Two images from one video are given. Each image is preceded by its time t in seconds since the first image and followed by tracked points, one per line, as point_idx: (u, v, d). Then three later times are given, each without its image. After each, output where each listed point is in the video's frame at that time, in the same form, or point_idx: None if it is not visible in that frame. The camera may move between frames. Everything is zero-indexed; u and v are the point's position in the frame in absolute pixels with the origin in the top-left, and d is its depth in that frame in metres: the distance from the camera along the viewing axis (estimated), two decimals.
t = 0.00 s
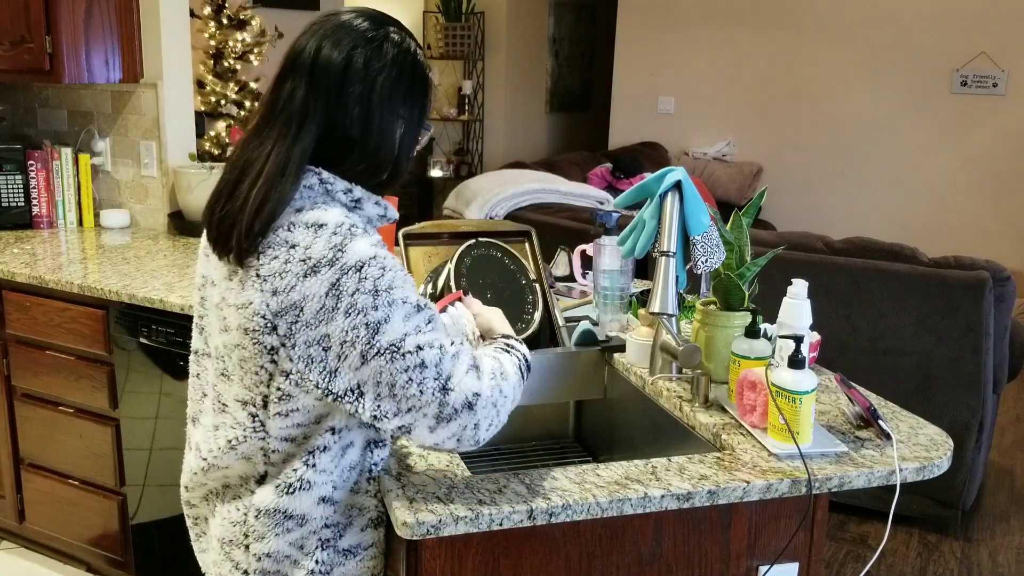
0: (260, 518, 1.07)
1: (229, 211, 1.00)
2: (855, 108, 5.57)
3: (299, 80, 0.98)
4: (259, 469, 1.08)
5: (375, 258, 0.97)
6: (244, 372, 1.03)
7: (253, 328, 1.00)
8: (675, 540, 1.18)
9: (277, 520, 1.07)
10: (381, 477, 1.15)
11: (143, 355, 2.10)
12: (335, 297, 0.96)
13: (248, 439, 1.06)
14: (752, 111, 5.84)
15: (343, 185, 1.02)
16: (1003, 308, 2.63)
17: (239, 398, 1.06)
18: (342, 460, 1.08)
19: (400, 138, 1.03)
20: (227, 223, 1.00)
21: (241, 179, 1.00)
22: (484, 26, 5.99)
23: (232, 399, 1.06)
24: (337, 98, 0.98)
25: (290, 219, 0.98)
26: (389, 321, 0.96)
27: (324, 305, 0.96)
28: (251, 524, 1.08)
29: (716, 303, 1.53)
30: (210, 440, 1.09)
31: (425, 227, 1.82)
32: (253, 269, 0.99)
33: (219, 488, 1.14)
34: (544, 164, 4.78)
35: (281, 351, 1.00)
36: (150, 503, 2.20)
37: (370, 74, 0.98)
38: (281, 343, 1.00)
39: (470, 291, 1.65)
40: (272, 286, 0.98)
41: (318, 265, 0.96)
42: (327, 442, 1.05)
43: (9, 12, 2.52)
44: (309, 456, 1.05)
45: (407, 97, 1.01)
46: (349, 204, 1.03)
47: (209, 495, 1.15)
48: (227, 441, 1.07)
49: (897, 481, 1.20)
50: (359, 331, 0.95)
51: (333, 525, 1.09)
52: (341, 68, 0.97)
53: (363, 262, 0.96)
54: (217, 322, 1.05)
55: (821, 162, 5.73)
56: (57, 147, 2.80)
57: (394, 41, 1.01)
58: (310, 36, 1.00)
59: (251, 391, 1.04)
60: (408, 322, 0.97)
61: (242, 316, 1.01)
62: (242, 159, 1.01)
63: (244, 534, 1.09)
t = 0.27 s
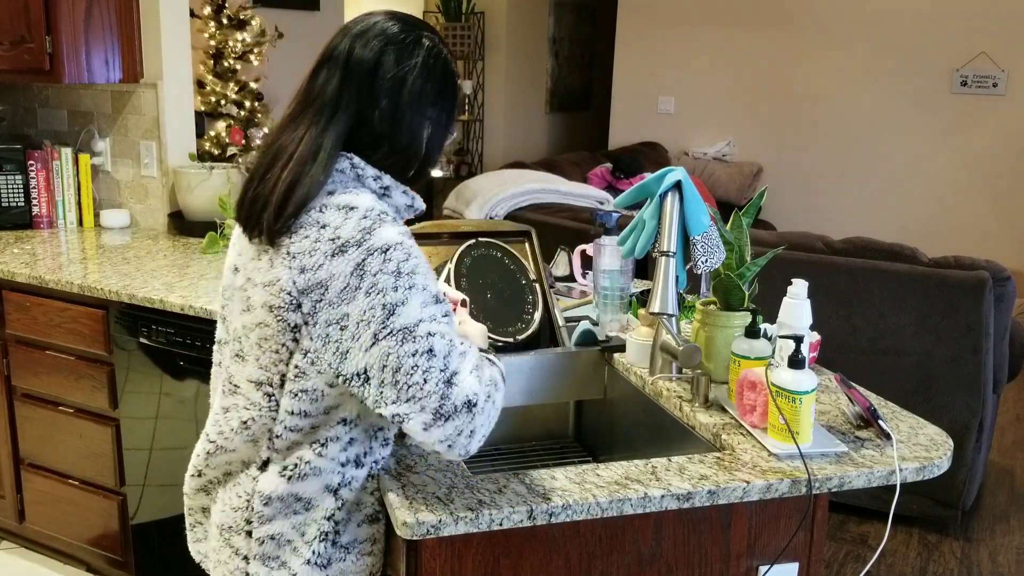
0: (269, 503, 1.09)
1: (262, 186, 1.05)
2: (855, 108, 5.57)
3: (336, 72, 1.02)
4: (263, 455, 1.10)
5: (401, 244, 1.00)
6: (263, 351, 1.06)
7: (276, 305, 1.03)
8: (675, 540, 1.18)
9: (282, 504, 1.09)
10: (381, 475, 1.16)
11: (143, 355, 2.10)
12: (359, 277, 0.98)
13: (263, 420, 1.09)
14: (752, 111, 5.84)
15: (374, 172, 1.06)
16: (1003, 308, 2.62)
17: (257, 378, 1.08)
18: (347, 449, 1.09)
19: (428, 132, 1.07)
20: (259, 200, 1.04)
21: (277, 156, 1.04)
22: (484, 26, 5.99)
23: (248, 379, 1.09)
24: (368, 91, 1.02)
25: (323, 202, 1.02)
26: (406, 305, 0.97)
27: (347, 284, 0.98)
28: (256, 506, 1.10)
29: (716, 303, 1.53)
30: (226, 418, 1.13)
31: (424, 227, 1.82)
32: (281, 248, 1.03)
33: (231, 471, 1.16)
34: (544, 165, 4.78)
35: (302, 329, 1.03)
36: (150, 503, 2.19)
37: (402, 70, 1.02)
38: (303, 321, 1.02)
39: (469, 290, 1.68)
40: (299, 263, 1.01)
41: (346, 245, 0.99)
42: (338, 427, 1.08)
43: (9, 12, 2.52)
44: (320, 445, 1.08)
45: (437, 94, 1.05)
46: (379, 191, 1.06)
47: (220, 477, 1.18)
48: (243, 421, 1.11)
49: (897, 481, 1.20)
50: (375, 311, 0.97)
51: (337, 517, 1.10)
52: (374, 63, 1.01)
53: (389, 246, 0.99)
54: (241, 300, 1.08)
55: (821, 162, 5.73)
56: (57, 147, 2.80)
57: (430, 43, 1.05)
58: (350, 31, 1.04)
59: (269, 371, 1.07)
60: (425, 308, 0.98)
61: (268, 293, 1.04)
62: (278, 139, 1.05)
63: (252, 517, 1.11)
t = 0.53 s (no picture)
0: (294, 494, 1.12)
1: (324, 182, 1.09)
2: (855, 108, 5.57)
3: (400, 81, 1.06)
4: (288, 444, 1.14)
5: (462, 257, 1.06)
6: (308, 342, 1.11)
7: (330, 298, 1.08)
8: (675, 540, 1.18)
9: (305, 495, 1.11)
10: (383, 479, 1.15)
11: (143, 355, 2.09)
12: (419, 274, 1.04)
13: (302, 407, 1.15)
14: (752, 111, 5.84)
15: (446, 184, 1.11)
16: (1003, 308, 2.62)
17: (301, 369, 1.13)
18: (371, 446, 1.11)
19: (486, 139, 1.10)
20: (322, 199, 1.08)
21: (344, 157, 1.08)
22: (484, 26, 5.99)
23: (288, 367, 1.14)
24: (435, 102, 1.06)
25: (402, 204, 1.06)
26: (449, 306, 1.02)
27: (406, 279, 1.04)
28: (278, 495, 1.13)
29: (715, 303, 1.53)
30: (259, 406, 1.17)
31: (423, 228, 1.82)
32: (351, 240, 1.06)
33: (251, 458, 1.20)
34: (544, 165, 4.78)
35: (356, 323, 1.08)
36: (150, 504, 2.19)
37: (462, 80, 1.06)
38: (359, 316, 1.08)
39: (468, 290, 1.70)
40: (366, 256, 1.05)
41: (417, 248, 1.04)
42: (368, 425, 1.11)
43: (9, 12, 2.52)
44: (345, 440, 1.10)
45: (495, 104, 1.09)
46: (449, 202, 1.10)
47: (240, 463, 1.21)
48: (278, 407, 1.16)
49: (897, 481, 1.20)
50: (418, 306, 1.01)
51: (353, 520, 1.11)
52: (438, 73, 1.05)
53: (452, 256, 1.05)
54: (293, 293, 1.13)
55: (821, 161, 5.73)
56: (57, 148, 2.80)
57: (484, 54, 1.09)
58: (405, 41, 1.08)
59: (311, 360, 1.12)
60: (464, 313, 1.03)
61: (329, 284, 1.08)
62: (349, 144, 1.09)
63: (274, 506, 1.13)
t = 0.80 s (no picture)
0: (292, 495, 1.11)
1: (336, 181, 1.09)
2: (855, 107, 5.57)
3: (416, 85, 1.06)
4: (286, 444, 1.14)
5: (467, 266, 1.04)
6: (309, 343, 1.11)
7: (333, 299, 1.07)
8: (675, 540, 1.18)
9: (305, 497, 1.11)
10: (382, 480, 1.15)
11: (143, 355, 2.09)
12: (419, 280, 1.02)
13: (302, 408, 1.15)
14: (752, 111, 5.84)
15: (456, 191, 1.10)
16: (1003, 308, 2.62)
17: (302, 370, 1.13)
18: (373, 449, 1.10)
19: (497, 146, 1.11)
20: (332, 201, 1.08)
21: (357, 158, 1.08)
22: (484, 26, 5.99)
23: (289, 367, 1.14)
24: (451, 109, 1.06)
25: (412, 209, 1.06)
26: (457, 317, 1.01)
27: (406, 285, 1.02)
28: (278, 496, 1.12)
29: (716, 303, 1.54)
30: (258, 404, 1.17)
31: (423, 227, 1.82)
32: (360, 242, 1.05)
33: (250, 458, 1.21)
34: (544, 165, 4.78)
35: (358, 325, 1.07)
36: (150, 503, 2.19)
37: (478, 87, 1.06)
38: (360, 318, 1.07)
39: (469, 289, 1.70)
40: (373, 259, 1.04)
41: (422, 253, 1.03)
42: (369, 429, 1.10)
43: (9, 12, 2.52)
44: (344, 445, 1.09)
45: (510, 113, 1.10)
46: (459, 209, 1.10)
47: (241, 460, 1.22)
48: (278, 406, 1.16)
49: (897, 481, 1.20)
50: (413, 311, 1.00)
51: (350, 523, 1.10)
52: (454, 80, 1.05)
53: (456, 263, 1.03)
54: (296, 294, 1.13)
55: (821, 161, 5.73)
56: (57, 147, 2.80)
57: (499, 60, 1.09)
58: (422, 44, 1.08)
59: (311, 361, 1.12)
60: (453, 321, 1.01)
61: (334, 284, 1.07)
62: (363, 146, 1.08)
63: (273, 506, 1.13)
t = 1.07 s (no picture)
0: (311, 491, 1.13)
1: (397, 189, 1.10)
2: (855, 107, 5.57)
3: (456, 106, 1.06)
4: (311, 442, 1.13)
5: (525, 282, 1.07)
6: (361, 343, 1.09)
7: (391, 303, 1.07)
8: (675, 540, 1.18)
9: (325, 492, 1.13)
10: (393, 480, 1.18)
11: (143, 355, 2.09)
12: (488, 298, 1.05)
13: (330, 410, 1.12)
14: (752, 111, 5.84)
15: (511, 214, 1.11)
16: (1003, 308, 2.62)
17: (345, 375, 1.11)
18: (399, 451, 1.15)
19: (541, 163, 1.11)
20: (398, 211, 1.08)
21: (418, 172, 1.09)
22: (484, 26, 5.99)
23: (333, 367, 1.11)
24: (494, 128, 1.06)
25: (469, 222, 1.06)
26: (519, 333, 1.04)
27: (474, 301, 1.05)
28: (296, 491, 1.13)
29: (715, 303, 1.54)
30: (287, 405, 1.13)
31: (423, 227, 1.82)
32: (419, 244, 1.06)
33: (259, 452, 1.17)
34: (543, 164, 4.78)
35: (413, 331, 1.07)
36: (149, 503, 2.19)
37: (516, 107, 1.06)
38: (418, 326, 1.07)
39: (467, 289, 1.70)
40: (435, 268, 1.05)
41: (487, 269, 1.06)
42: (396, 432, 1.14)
43: (9, 12, 2.52)
44: (376, 440, 1.13)
45: (551, 129, 1.10)
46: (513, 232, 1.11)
47: (251, 454, 1.17)
48: (308, 403, 1.12)
49: (897, 481, 1.20)
50: (492, 330, 1.04)
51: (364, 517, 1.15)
52: (494, 102, 1.05)
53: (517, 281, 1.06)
54: (342, 294, 1.11)
55: (821, 161, 5.73)
56: (57, 147, 2.80)
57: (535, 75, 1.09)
58: (458, 68, 1.08)
59: (357, 362, 1.10)
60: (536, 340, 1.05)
61: (393, 290, 1.07)
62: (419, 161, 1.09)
63: (287, 501, 1.14)
